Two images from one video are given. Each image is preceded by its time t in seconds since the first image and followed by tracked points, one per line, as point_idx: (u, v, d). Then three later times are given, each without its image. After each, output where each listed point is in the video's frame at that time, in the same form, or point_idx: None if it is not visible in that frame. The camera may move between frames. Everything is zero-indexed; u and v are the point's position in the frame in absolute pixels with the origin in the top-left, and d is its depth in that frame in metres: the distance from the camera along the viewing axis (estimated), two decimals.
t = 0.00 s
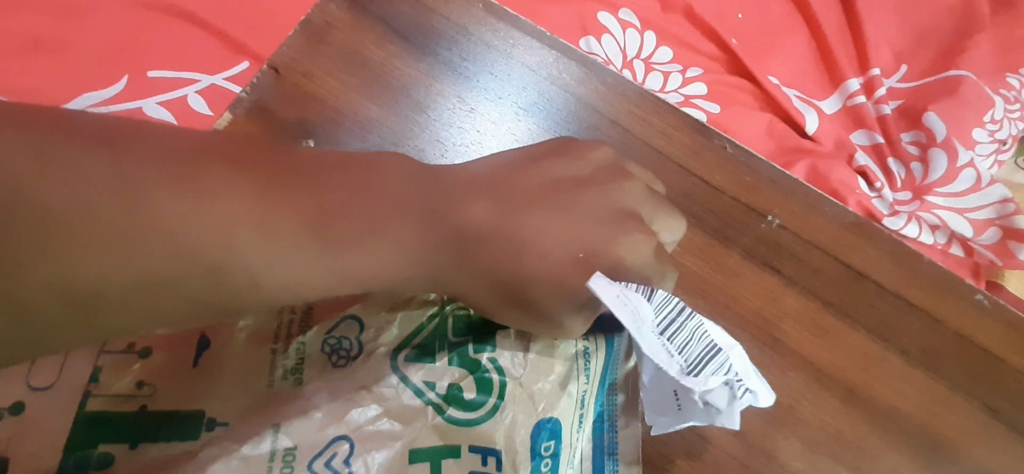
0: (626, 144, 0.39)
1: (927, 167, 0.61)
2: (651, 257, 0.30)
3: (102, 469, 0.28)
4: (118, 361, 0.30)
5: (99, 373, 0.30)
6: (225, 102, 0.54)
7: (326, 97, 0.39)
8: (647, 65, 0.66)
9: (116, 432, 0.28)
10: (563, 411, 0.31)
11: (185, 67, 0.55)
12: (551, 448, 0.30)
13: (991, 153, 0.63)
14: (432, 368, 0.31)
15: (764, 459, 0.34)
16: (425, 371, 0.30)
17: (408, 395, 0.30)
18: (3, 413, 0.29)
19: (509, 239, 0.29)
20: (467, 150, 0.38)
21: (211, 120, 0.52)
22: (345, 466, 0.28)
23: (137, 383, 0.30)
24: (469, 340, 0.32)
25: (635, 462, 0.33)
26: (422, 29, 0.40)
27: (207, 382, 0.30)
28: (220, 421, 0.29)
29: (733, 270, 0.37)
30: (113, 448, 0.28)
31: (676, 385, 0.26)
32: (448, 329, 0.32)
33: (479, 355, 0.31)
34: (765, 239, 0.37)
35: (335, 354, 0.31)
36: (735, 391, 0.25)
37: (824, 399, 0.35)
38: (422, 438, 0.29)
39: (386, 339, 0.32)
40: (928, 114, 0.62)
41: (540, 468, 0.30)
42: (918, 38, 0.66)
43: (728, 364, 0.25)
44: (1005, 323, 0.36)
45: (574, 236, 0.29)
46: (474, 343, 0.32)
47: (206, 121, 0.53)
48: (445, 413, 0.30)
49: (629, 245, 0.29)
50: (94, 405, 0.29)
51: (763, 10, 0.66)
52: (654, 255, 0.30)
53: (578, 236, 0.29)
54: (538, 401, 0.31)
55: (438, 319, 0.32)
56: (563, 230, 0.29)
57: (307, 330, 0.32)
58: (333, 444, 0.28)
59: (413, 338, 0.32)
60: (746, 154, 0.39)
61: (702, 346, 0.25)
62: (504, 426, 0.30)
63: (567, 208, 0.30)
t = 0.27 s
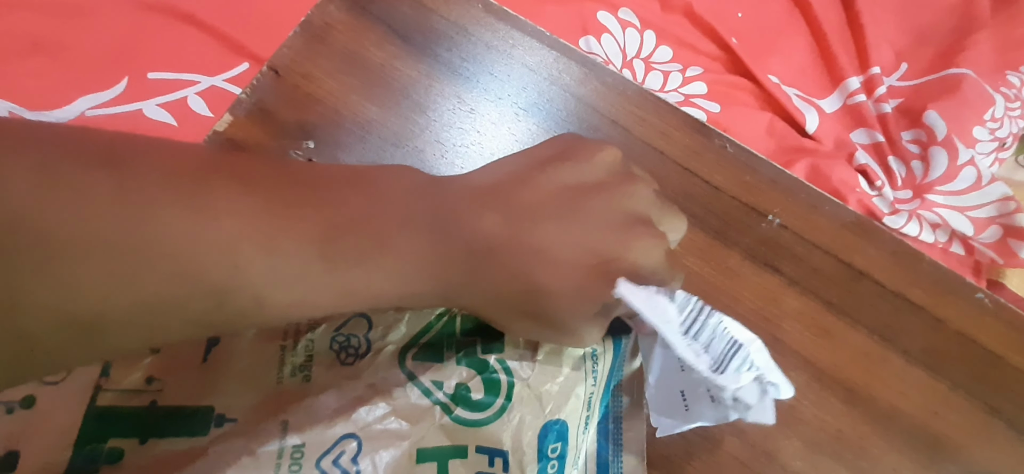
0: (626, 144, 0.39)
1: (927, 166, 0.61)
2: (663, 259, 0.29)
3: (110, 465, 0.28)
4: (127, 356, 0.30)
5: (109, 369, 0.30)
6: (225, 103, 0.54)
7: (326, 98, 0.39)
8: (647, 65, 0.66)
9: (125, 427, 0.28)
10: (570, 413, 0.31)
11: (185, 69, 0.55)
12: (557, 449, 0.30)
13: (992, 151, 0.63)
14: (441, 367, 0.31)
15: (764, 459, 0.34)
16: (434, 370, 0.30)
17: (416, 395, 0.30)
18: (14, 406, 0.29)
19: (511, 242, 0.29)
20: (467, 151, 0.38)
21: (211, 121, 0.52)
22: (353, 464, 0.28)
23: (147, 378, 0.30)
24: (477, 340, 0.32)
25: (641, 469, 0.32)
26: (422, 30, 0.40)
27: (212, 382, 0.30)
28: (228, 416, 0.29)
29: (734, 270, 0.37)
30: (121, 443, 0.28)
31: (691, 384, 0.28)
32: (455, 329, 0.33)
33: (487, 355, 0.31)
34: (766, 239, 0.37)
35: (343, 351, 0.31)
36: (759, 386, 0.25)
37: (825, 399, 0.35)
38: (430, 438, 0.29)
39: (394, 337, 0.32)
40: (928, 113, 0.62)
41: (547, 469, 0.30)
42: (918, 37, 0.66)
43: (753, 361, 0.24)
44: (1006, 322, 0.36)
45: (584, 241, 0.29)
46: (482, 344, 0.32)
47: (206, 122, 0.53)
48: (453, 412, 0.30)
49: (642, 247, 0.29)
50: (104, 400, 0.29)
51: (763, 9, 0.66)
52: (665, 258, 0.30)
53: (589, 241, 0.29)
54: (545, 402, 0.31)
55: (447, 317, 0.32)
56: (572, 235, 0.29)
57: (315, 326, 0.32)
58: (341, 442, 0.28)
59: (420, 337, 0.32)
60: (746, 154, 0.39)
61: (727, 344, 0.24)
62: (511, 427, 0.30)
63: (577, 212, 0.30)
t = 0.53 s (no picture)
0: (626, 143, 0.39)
1: (928, 164, 0.61)
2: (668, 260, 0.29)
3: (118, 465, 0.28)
4: (132, 357, 0.30)
5: (116, 369, 0.30)
6: (225, 104, 0.54)
7: (327, 99, 0.39)
8: (647, 64, 0.66)
9: (132, 428, 0.28)
10: (575, 413, 0.31)
11: (185, 70, 0.55)
12: (562, 449, 0.30)
13: (993, 148, 0.63)
14: (446, 367, 0.31)
15: (767, 457, 0.34)
16: (439, 371, 0.30)
17: (421, 395, 0.30)
18: (21, 407, 0.29)
19: (514, 241, 0.29)
20: (468, 151, 0.38)
21: (212, 123, 0.52)
22: (359, 464, 0.28)
23: (153, 378, 0.30)
24: (483, 339, 0.32)
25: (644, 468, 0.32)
26: (422, 31, 0.40)
27: (217, 382, 0.30)
28: (234, 417, 0.29)
29: (735, 269, 0.37)
30: (130, 444, 0.28)
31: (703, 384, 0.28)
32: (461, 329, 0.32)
33: (492, 355, 0.31)
34: (768, 238, 0.37)
35: (348, 351, 0.31)
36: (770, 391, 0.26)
37: (827, 397, 0.35)
38: (435, 438, 0.29)
39: (399, 337, 0.31)
40: (929, 110, 0.62)
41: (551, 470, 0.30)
42: (918, 35, 0.66)
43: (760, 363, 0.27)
44: (1008, 319, 0.36)
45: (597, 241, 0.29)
46: (488, 344, 0.32)
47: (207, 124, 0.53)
48: (457, 413, 0.30)
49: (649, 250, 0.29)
50: (111, 400, 0.29)
51: (762, 8, 0.66)
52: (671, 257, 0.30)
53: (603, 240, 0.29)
54: (549, 403, 0.31)
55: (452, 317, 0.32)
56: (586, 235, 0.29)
57: (320, 326, 0.31)
58: (346, 443, 0.28)
59: (426, 337, 0.32)
60: (747, 153, 0.39)
61: (735, 343, 0.26)
62: (516, 427, 0.30)
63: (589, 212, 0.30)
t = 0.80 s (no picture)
0: (623, 151, 0.39)
1: (924, 164, 0.61)
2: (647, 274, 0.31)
3: None
4: (130, 372, 0.31)
5: (114, 384, 0.31)
6: (227, 113, 0.55)
7: (327, 111, 0.39)
8: (644, 68, 0.66)
9: (132, 440, 0.29)
10: (566, 418, 0.31)
11: (187, 80, 0.56)
12: (551, 453, 0.31)
13: (988, 147, 0.64)
14: (439, 376, 0.31)
15: (764, 461, 0.35)
16: (431, 379, 0.31)
17: (415, 403, 0.30)
18: (21, 423, 0.30)
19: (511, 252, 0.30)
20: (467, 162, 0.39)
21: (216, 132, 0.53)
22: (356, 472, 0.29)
23: (149, 392, 0.30)
24: (475, 346, 0.32)
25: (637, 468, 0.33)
26: (420, 42, 0.41)
27: (216, 394, 0.30)
28: (233, 428, 0.29)
29: (732, 274, 0.37)
30: (130, 457, 0.29)
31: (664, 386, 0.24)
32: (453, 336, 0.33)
33: (484, 363, 0.32)
34: (763, 243, 0.38)
35: (344, 361, 0.31)
36: (697, 423, 0.24)
37: (823, 400, 0.35)
38: (429, 444, 0.30)
39: (394, 347, 0.32)
40: (924, 111, 0.62)
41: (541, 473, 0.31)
42: (913, 36, 0.67)
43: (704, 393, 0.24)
44: (1000, 321, 0.37)
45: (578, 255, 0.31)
46: (479, 351, 0.32)
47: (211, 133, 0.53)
48: (451, 420, 0.30)
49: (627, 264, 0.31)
50: (109, 414, 0.30)
51: (758, 11, 0.67)
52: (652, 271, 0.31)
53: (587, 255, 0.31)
54: (540, 408, 0.31)
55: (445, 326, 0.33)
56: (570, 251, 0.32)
57: (317, 338, 0.32)
58: (343, 451, 0.29)
59: (420, 345, 0.32)
60: (741, 159, 0.40)
61: (680, 368, 0.24)
62: (507, 432, 0.30)
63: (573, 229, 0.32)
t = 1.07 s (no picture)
0: (606, 154, 0.40)
1: (912, 150, 0.61)
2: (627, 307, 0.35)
3: None
4: (110, 405, 0.27)
5: (95, 419, 0.26)
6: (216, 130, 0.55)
7: (312, 128, 0.40)
8: (631, 67, 0.65)
9: None
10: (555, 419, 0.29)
11: (174, 99, 0.56)
12: (538, 457, 0.29)
13: (976, 131, 0.64)
14: (422, 385, 0.29)
15: (759, 457, 0.35)
16: (414, 389, 0.29)
17: (398, 415, 0.28)
18: None
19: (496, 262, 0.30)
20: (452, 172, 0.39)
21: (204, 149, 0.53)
22: None
23: (131, 423, 0.27)
24: (455, 353, 0.30)
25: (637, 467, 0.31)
26: (400, 56, 0.41)
27: (198, 419, 0.27)
28: (218, 453, 0.26)
29: (719, 272, 0.38)
30: None
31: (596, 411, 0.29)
32: (433, 344, 0.31)
33: (464, 370, 0.30)
34: (750, 240, 0.38)
35: (323, 379, 0.29)
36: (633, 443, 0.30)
37: (814, 393, 0.36)
38: (413, 456, 0.27)
39: (374, 360, 0.30)
40: (910, 97, 0.62)
41: None
42: (897, 22, 0.67)
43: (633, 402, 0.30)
44: (987, 307, 0.37)
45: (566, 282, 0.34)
46: (462, 359, 0.30)
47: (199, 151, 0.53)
48: (434, 429, 0.28)
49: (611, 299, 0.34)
50: (89, 451, 0.25)
51: (741, 6, 0.67)
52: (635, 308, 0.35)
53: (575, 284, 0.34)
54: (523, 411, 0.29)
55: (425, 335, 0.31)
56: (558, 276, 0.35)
57: (295, 357, 0.30)
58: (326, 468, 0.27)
59: (400, 356, 0.30)
60: (725, 157, 0.40)
61: (613, 397, 0.30)
62: (491, 438, 0.29)
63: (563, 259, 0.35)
